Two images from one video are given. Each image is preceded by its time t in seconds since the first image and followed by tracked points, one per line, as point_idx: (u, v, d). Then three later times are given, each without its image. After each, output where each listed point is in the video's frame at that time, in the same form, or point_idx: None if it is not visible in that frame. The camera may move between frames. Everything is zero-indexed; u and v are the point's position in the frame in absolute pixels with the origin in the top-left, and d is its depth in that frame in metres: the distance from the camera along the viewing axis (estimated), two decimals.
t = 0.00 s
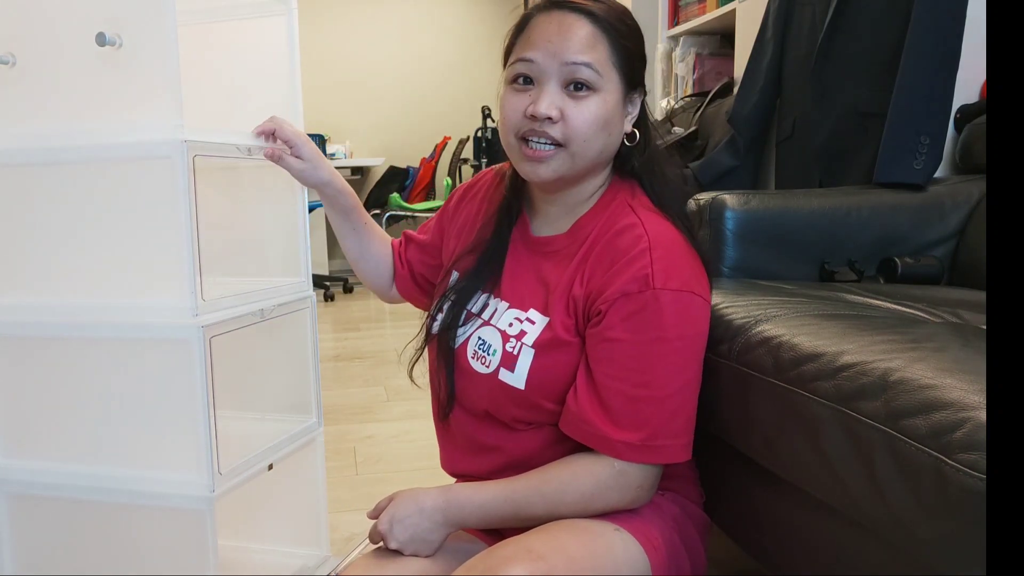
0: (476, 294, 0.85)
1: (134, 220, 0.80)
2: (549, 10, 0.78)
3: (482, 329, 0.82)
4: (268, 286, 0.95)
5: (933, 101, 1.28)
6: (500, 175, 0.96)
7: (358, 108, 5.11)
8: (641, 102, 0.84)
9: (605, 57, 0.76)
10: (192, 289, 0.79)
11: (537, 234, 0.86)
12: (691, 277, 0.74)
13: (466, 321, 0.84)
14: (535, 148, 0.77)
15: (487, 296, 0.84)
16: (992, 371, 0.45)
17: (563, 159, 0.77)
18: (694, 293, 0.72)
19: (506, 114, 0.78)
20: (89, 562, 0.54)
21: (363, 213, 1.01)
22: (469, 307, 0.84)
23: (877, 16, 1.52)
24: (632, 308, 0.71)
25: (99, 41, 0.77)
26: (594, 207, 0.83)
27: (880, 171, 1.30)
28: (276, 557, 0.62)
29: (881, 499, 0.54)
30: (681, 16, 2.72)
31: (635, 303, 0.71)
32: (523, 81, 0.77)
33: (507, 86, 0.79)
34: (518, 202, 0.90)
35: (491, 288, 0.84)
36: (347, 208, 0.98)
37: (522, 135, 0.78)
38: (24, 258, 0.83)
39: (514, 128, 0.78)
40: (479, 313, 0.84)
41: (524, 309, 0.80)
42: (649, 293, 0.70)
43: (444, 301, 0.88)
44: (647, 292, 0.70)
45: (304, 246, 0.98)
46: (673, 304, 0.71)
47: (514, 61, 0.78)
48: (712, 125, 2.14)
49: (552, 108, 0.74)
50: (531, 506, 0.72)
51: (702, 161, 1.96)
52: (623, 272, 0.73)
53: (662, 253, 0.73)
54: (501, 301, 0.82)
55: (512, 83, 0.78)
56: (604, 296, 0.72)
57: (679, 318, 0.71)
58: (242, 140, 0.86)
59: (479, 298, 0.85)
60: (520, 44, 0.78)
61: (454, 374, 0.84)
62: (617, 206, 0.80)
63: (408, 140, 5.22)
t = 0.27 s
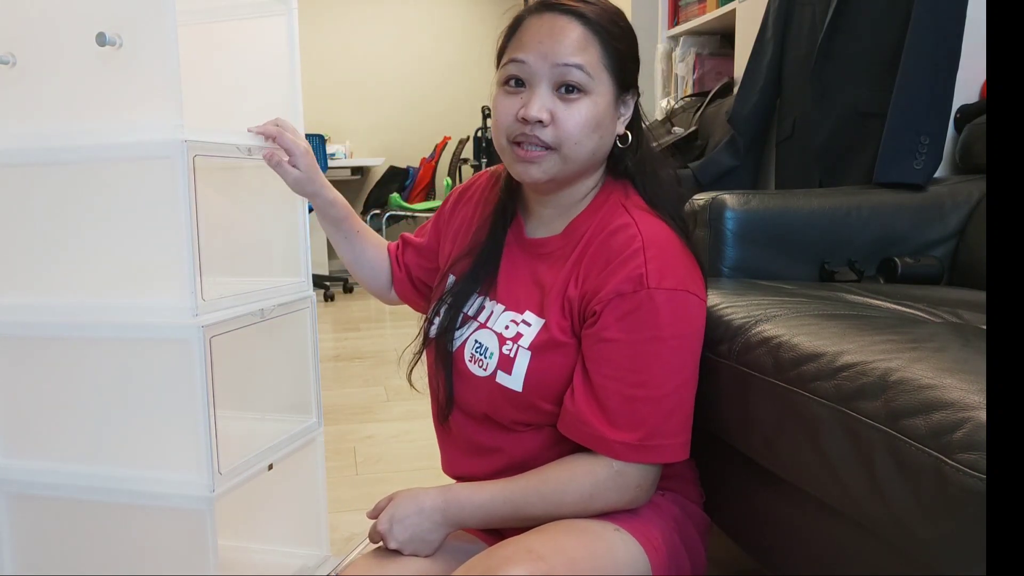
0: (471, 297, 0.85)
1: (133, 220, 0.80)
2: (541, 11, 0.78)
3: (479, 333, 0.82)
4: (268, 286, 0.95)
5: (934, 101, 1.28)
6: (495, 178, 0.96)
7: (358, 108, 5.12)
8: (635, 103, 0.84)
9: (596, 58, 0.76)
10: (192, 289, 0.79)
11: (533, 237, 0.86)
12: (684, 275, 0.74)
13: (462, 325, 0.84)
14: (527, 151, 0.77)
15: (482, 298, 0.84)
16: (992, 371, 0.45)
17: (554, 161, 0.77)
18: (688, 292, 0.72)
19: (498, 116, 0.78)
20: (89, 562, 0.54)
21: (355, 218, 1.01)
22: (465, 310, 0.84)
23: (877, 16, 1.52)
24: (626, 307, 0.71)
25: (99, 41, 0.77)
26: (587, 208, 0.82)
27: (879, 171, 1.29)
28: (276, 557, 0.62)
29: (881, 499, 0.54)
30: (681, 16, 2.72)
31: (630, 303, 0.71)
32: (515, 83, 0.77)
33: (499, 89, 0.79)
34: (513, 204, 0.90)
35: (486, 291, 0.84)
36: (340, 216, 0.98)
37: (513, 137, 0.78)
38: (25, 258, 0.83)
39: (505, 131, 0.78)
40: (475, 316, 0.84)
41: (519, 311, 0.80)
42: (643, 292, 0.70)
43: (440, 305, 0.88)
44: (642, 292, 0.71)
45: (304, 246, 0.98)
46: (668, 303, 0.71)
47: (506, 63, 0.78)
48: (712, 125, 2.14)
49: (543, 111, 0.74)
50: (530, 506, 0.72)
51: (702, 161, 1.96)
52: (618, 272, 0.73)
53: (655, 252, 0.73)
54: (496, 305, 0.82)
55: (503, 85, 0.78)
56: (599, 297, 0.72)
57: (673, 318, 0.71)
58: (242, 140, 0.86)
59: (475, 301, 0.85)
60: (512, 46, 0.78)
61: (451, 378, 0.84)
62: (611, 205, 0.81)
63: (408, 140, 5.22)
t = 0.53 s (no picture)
0: (472, 295, 0.85)
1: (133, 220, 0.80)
2: (535, 12, 0.78)
3: (480, 331, 0.82)
4: (268, 285, 0.95)
5: (934, 101, 1.28)
6: (498, 178, 0.96)
7: (358, 108, 5.12)
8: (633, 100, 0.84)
9: (589, 58, 0.76)
10: (192, 290, 0.80)
11: (534, 236, 0.86)
12: (685, 272, 0.74)
13: (464, 323, 0.84)
14: (523, 152, 0.77)
15: (483, 297, 0.84)
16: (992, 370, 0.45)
17: (550, 162, 0.77)
18: (688, 289, 0.72)
19: (493, 118, 0.78)
20: (89, 561, 0.54)
21: (362, 210, 1.01)
22: (466, 309, 0.84)
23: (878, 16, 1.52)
24: (627, 305, 0.71)
25: (99, 41, 0.78)
26: (587, 207, 0.83)
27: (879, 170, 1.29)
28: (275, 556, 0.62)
29: (881, 498, 0.54)
30: (681, 16, 2.72)
31: (630, 301, 0.71)
32: (509, 85, 0.77)
33: (494, 91, 0.79)
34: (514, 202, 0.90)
35: (487, 288, 0.84)
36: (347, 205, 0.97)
37: (509, 139, 0.78)
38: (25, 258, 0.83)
39: (501, 133, 0.78)
40: (477, 315, 0.84)
41: (520, 309, 0.80)
42: (644, 290, 0.70)
43: (441, 304, 0.88)
44: (642, 289, 0.71)
45: (304, 245, 0.98)
46: (669, 301, 0.71)
47: (500, 66, 0.78)
48: (712, 125, 2.14)
49: (537, 112, 0.74)
50: (531, 506, 0.72)
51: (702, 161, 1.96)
52: (618, 270, 0.73)
53: (656, 249, 0.73)
54: (498, 303, 0.82)
55: (498, 87, 0.78)
56: (599, 294, 0.73)
57: (674, 315, 0.71)
58: (242, 140, 0.86)
59: (477, 300, 0.85)
60: (506, 48, 0.78)
61: (452, 377, 0.84)
62: (612, 204, 0.81)
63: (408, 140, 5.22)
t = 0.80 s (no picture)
0: (473, 291, 0.85)
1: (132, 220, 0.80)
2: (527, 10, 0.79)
3: (482, 329, 0.81)
4: (268, 286, 0.94)
5: (934, 100, 1.28)
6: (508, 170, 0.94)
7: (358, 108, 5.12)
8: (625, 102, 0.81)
9: (561, 54, 0.75)
10: (192, 290, 0.80)
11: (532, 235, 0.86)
12: (687, 274, 0.74)
13: (466, 319, 0.84)
14: (496, 145, 0.79)
15: (484, 293, 0.84)
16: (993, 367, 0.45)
17: (518, 156, 0.78)
18: (690, 291, 0.72)
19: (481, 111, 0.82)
20: (89, 561, 0.54)
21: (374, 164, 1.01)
22: (468, 305, 0.84)
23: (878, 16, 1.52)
24: (629, 306, 0.71)
25: (99, 41, 0.77)
26: (588, 209, 0.82)
27: (879, 170, 1.29)
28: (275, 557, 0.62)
29: (881, 498, 0.54)
30: (681, 16, 2.72)
31: (632, 302, 0.71)
32: (495, 80, 0.80)
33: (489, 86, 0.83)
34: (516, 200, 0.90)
35: (489, 284, 0.85)
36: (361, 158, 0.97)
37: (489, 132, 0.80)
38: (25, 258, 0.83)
39: (483, 126, 0.81)
40: (479, 311, 0.83)
41: (522, 308, 0.80)
42: (646, 292, 0.70)
43: (444, 300, 0.87)
44: (644, 291, 0.70)
45: (304, 240, 0.99)
46: (671, 303, 0.71)
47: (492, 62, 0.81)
48: (712, 125, 2.14)
49: (505, 106, 0.76)
50: (531, 507, 0.72)
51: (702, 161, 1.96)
52: (620, 271, 0.73)
53: (658, 251, 0.73)
54: (499, 301, 0.82)
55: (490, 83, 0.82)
56: (601, 296, 0.73)
57: (677, 317, 0.71)
58: (242, 140, 0.87)
59: (481, 297, 0.84)
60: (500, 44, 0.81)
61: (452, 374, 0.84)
62: (614, 207, 0.80)
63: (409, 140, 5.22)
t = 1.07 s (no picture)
0: (478, 280, 0.85)
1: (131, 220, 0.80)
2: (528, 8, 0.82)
3: (486, 322, 0.81)
4: (268, 286, 0.93)
5: (934, 101, 1.28)
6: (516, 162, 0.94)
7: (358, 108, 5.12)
8: (604, 102, 0.79)
9: (535, 54, 0.77)
10: (192, 290, 0.78)
11: (538, 230, 0.86)
12: (689, 277, 0.74)
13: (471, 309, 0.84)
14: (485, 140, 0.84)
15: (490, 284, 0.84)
16: (994, 368, 0.45)
17: (494, 150, 0.82)
18: (692, 293, 0.72)
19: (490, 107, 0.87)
20: (89, 563, 0.54)
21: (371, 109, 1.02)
22: (474, 295, 0.84)
23: (878, 16, 1.52)
24: (630, 308, 0.71)
25: (98, 41, 0.76)
26: (592, 210, 0.82)
27: (879, 170, 1.29)
28: (274, 557, 0.62)
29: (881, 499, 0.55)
30: (681, 16, 2.72)
31: (634, 303, 0.71)
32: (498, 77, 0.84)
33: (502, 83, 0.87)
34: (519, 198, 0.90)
35: (494, 277, 0.85)
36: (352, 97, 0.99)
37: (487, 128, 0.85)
38: (25, 259, 0.83)
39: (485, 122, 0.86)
40: (482, 302, 0.83)
41: (525, 304, 0.80)
42: (648, 294, 0.70)
43: (449, 289, 0.88)
44: (646, 293, 0.70)
45: (304, 240, 0.98)
46: (673, 305, 0.71)
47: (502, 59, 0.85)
48: (712, 125, 2.14)
49: (487, 102, 0.81)
50: (531, 505, 0.72)
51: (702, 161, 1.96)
52: (622, 273, 0.73)
53: (660, 253, 0.73)
54: (503, 294, 0.82)
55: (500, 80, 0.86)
56: (603, 297, 0.73)
57: (679, 320, 0.71)
58: (242, 140, 0.86)
59: (486, 290, 0.84)
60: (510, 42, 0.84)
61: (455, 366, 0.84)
62: (616, 208, 0.80)
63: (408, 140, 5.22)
